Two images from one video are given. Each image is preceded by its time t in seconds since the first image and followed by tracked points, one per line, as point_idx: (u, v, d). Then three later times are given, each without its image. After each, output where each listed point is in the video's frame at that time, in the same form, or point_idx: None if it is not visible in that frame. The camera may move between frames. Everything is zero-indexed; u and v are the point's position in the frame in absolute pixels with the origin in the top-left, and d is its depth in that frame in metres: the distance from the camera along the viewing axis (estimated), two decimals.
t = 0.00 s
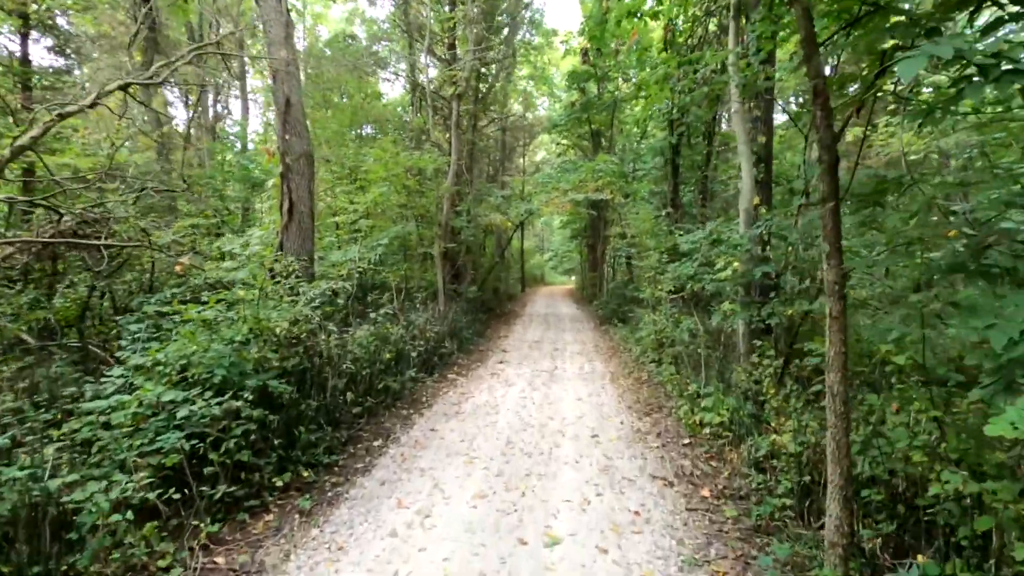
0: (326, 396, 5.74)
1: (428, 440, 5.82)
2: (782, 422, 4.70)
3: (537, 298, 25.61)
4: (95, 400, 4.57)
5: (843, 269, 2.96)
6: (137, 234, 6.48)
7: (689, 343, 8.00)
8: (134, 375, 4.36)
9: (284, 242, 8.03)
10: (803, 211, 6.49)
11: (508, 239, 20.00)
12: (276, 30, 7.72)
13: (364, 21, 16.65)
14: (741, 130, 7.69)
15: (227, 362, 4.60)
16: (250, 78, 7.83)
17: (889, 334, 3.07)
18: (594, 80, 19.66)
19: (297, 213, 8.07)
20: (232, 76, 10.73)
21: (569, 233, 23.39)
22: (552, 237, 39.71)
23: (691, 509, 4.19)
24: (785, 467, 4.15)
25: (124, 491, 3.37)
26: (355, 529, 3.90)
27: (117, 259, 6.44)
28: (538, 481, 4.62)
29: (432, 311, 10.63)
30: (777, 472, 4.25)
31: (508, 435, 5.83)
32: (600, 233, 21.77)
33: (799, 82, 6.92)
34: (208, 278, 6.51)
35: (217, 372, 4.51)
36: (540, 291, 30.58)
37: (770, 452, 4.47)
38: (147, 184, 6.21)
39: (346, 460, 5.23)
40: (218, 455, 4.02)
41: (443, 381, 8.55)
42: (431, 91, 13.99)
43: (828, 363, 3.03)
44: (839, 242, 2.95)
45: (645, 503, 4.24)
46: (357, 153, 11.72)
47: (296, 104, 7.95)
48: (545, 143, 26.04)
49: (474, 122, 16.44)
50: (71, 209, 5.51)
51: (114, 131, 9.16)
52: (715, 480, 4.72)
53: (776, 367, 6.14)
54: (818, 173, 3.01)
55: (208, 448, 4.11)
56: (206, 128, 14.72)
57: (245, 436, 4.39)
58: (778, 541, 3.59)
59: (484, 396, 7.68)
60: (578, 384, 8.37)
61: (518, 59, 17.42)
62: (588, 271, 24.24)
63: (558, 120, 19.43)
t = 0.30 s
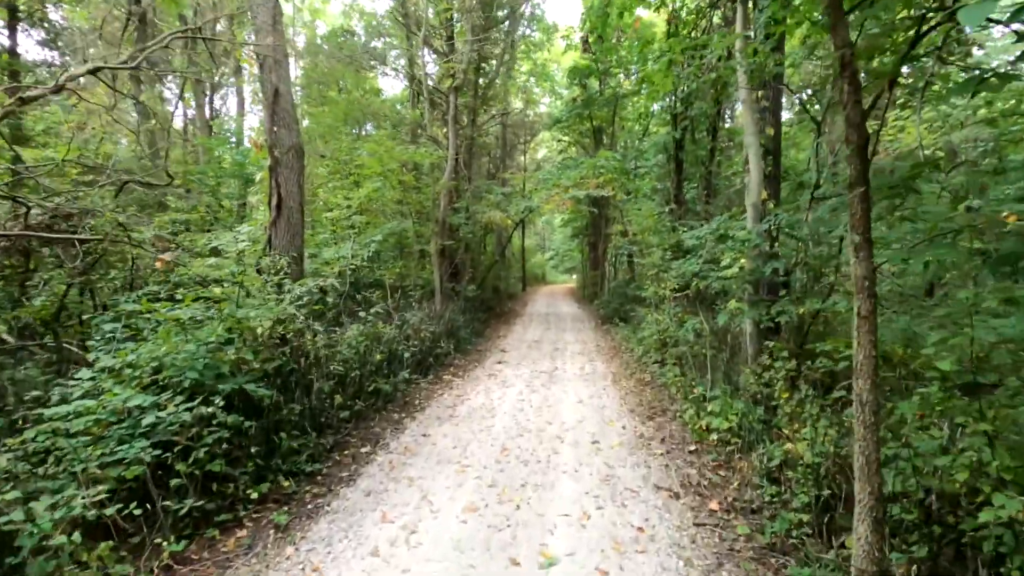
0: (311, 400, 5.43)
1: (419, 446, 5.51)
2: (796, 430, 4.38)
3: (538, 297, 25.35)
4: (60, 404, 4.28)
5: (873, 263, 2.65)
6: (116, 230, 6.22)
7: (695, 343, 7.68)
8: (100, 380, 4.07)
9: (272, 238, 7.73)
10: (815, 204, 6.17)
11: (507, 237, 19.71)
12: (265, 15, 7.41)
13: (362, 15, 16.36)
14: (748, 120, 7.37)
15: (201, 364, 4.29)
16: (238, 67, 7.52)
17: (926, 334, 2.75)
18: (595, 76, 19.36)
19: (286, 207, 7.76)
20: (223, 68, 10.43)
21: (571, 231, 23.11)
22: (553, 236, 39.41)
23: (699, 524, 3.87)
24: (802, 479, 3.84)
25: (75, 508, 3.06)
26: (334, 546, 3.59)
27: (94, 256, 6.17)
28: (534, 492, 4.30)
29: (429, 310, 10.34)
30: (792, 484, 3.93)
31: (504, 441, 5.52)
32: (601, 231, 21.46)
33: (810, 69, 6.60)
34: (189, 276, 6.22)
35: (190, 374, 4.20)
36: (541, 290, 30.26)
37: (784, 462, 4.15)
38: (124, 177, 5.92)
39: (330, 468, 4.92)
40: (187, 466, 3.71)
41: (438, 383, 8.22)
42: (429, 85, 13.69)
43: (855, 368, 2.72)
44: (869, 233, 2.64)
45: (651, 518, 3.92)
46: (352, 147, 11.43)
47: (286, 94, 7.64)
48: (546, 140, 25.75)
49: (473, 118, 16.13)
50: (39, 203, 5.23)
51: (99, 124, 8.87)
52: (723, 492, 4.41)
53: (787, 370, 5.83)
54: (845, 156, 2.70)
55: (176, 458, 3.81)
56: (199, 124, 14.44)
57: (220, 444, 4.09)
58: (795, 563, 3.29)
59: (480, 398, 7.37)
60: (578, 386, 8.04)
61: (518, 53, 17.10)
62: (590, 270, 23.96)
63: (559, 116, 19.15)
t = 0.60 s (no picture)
0: (294, 409, 5.15)
1: (408, 458, 5.22)
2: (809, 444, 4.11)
3: (537, 297, 25.08)
4: (20, 416, 3.98)
5: (906, 267, 2.37)
6: (91, 229, 5.93)
7: (697, 347, 7.40)
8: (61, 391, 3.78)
9: (259, 238, 7.45)
10: (824, 202, 5.90)
11: (505, 236, 19.43)
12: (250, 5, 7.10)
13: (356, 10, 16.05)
14: (754, 115, 7.08)
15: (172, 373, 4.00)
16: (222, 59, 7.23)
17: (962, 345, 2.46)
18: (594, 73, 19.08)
19: (273, 206, 7.48)
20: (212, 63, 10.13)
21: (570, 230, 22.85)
22: (552, 235, 39.14)
23: (706, 547, 3.60)
24: (817, 498, 3.56)
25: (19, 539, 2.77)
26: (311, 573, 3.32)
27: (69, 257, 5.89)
28: (529, 510, 4.02)
29: (423, 311, 10.06)
30: (808, 504, 3.65)
31: (498, 452, 5.24)
32: (600, 230, 21.20)
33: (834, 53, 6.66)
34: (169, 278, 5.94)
35: (159, 385, 3.90)
36: (540, 289, 29.99)
37: (797, 479, 3.88)
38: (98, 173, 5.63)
39: (313, 482, 4.63)
40: (153, 485, 3.43)
41: (432, 388, 7.92)
42: (424, 81, 13.40)
43: (884, 384, 2.43)
44: (902, 233, 2.35)
45: (655, 540, 3.64)
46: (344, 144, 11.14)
47: (272, 87, 7.34)
48: (545, 138, 25.46)
49: (470, 115, 15.84)
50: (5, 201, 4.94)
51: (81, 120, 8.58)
52: (731, 509, 4.13)
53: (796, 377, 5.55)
54: (876, 147, 2.41)
55: (142, 476, 3.52)
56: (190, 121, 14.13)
57: (190, 459, 3.80)
58: None
59: (475, 404, 7.09)
60: (576, 391, 7.74)
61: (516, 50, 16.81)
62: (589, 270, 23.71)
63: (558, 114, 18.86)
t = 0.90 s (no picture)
0: (280, 415, 4.87)
1: (401, 466, 4.93)
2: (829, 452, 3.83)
3: (536, 297, 24.80)
4: None
5: (957, 260, 2.11)
6: (68, 225, 5.63)
7: (703, 347, 7.13)
8: (24, 398, 3.48)
9: (247, 235, 7.15)
10: (837, 197, 5.64)
11: (504, 235, 19.16)
12: None
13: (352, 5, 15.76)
14: (762, 106, 6.80)
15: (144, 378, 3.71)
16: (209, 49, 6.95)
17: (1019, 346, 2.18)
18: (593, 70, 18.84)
19: (262, 201, 7.19)
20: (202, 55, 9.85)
21: (569, 229, 22.60)
22: (551, 234, 38.90)
23: (722, 566, 3.31)
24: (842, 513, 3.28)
25: None
26: None
27: (44, 255, 5.58)
28: (530, 525, 3.75)
29: (419, 310, 9.79)
30: (833, 520, 3.38)
31: (496, 459, 4.95)
32: (600, 228, 20.94)
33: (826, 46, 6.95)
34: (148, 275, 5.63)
35: (130, 390, 3.60)
36: (539, 289, 29.71)
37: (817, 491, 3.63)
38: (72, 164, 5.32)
39: (299, 494, 4.35)
40: (118, 501, 3.13)
41: (427, 390, 7.64)
42: (422, 77, 13.14)
43: (932, 394, 2.20)
44: (954, 222, 2.10)
45: (668, 559, 3.36)
46: (339, 140, 10.86)
47: (261, 78, 7.06)
48: (544, 137, 25.18)
49: (468, 112, 15.57)
50: None
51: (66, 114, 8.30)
52: (746, 522, 3.85)
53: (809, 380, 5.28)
54: (923, 124, 2.14)
55: (107, 491, 3.23)
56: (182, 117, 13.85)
57: (162, 473, 3.50)
58: None
59: (472, 407, 6.81)
60: (578, 393, 7.45)
61: (514, 46, 16.57)
62: (588, 269, 23.44)
63: (557, 111, 18.61)
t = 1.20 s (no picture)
0: (263, 430, 4.56)
1: (392, 484, 4.62)
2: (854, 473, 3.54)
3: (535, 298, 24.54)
4: None
5: None
6: (41, 226, 5.32)
7: (710, 354, 6.85)
8: None
9: (234, 236, 6.85)
10: (854, 197, 5.36)
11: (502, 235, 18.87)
12: None
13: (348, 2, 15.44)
14: (773, 102, 6.51)
15: (110, 394, 3.39)
16: (193, 41, 6.63)
17: None
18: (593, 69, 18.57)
19: (250, 200, 6.89)
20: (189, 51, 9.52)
21: (568, 229, 22.32)
22: (550, 234, 38.63)
23: None
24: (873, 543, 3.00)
25: None
26: None
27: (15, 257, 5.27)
28: (531, 554, 3.45)
29: (415, 314, 9.50)
30: (863, 551, 3.08)
31: (494, 477, 4.65)
32: (600, 229, 20.69)
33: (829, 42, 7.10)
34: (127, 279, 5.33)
35: (95, 407, 3.29)
36: (538, 290, 29.45)
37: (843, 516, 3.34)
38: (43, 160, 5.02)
39: (282, 516, 4.04)
40: (75, 534, 2.82)
41: (423, 399, 7.33)
42: (419, 75, 12.84)
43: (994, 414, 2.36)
44: None
45: None
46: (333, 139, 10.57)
47: (249, 72, 6.75)
48: (543, 136, 24.89)
49: (466, 111, 15.28)
50: None
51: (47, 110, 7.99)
52: (765, 549, 3.55)
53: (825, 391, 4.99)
54: (996, 111, 2.27)
55: (64, 521, 2.91)
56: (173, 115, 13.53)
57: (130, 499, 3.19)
58: None
59: (469, 418, 6.50)
60: (580, 402, 7.15)
61: (513, 44, 16.29)
62: (588, 270, 23.17)
63: (557, 110, 18.33)
